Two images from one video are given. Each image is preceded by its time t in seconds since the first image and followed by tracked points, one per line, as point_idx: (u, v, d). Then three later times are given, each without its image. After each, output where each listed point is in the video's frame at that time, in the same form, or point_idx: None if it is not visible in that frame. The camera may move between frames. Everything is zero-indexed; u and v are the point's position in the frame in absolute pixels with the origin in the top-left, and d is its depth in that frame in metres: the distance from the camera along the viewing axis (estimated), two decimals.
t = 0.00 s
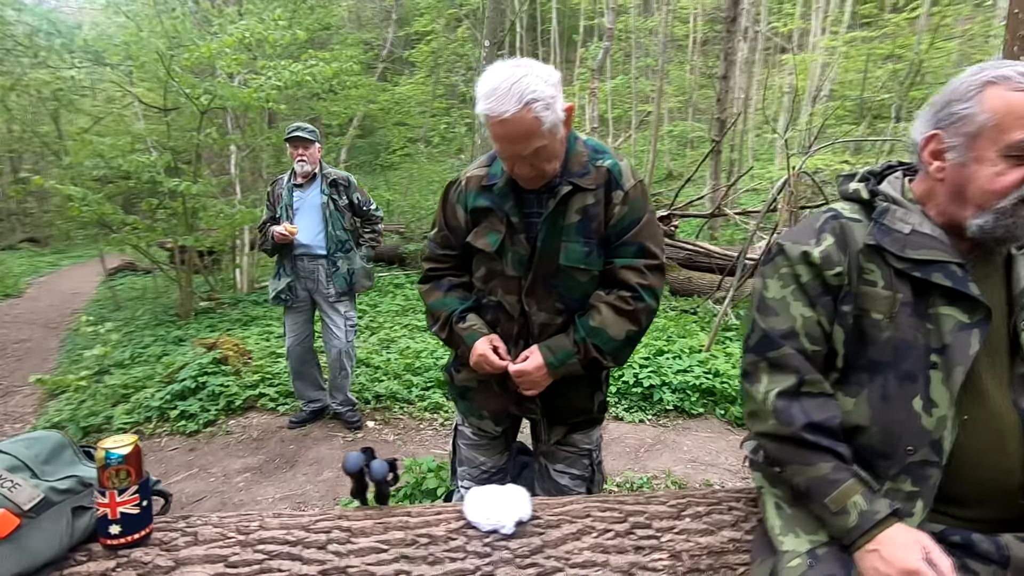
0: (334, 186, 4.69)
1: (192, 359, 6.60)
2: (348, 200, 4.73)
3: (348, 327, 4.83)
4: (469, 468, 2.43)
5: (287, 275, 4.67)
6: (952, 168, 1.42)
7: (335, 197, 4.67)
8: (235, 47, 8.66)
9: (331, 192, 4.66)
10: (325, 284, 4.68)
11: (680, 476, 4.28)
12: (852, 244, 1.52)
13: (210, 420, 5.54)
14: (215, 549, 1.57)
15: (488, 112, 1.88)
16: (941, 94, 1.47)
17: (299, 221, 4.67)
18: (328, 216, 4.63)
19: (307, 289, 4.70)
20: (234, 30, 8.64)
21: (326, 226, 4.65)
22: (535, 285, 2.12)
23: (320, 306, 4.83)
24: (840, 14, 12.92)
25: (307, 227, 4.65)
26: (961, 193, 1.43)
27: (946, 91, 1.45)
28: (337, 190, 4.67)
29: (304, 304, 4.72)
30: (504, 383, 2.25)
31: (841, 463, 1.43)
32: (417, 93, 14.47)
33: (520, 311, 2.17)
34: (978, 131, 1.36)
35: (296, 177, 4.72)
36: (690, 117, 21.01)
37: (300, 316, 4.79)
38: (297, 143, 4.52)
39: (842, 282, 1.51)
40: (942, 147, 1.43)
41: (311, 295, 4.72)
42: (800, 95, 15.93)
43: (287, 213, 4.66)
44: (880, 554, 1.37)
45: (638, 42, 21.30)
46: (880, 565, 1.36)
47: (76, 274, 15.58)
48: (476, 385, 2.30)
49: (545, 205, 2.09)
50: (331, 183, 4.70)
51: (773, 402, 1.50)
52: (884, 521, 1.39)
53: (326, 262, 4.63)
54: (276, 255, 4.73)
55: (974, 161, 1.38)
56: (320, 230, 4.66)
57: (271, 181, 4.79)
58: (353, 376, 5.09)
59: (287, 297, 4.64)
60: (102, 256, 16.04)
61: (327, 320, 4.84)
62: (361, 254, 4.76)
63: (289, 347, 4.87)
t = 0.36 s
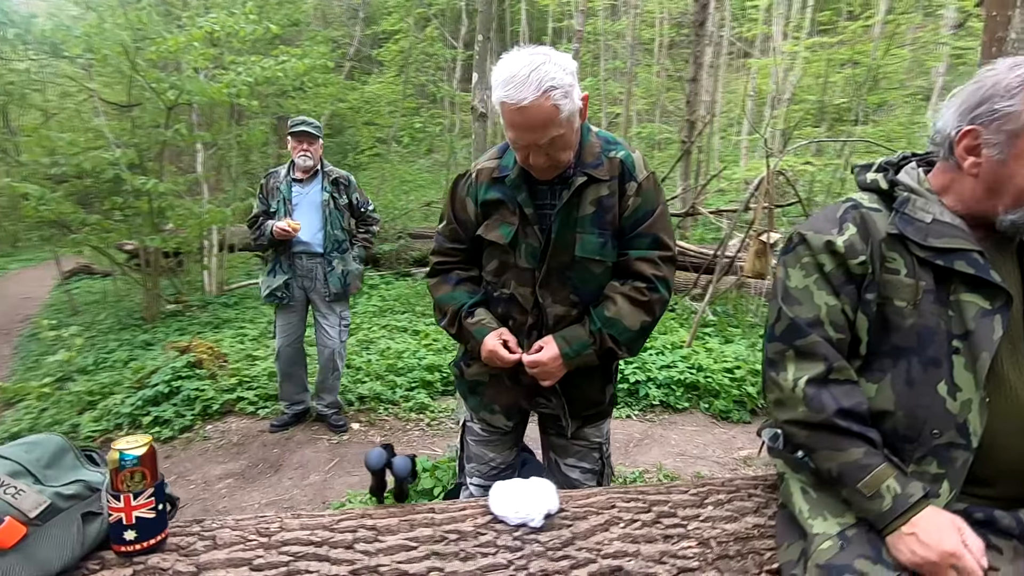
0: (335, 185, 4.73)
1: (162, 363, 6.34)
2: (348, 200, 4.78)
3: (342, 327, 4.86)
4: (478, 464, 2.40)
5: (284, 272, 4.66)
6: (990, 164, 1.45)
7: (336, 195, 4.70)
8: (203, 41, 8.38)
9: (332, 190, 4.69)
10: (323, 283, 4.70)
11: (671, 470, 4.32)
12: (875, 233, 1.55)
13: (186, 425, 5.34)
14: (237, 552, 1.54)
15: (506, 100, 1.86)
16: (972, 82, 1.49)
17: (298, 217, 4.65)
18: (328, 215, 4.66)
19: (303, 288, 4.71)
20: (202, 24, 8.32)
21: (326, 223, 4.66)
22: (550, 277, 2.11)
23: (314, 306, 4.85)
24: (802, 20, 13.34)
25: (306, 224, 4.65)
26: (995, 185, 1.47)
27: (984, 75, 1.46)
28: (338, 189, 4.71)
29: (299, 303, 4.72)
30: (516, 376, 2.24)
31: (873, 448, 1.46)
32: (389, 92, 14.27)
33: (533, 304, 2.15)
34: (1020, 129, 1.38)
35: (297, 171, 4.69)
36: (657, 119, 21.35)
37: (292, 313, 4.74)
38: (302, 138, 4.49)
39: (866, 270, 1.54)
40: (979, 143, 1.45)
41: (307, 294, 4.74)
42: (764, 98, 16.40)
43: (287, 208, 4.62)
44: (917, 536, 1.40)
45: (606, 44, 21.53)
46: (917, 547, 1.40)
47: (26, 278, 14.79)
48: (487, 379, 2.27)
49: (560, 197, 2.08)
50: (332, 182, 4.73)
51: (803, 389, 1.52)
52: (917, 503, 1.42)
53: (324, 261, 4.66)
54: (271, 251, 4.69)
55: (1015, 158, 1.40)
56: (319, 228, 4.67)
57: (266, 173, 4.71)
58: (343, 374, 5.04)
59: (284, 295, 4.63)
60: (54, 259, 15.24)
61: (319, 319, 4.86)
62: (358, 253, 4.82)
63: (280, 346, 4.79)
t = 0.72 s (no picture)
0: (326, 178, 4.62)
1: (124, 360, 6.03)
2: (338, 193, 4.69)
3: (327, 318, 4.80)
4: (472, 459, 2.33)
5: (269, 263, 4.51)
6: (1012, 153, 1.43)
7: (327, 189, 4.60)
8: (165, 23, 7.99)
9: (324, 184, 4.60)
10: (311, 277, 4.61)
11: (655, 461, 4.31)
12: (888, 220, 1.52)
13: (151, 425, 5.09)
14: (226, 562, 1.44)
15: (507, 85, 1.78)
16: (992, 67, 1.47)
17: (288, 210, 4.53)
18: (319, 209, 4.56)
19: (289, 279, 4.57)
20: (163, 4, 7.92)
21: (316, 218, 4.56)
22: (549, 265, 2.04)
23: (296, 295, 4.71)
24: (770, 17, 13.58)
25: (296, 217, 4.53)
26: (1012, 171, 1.46)
27: (1005, 62, 1.44)
28: (330, 184, 4.62)
29: (282, 292, 4.57)
30: (513, 368, 2.16)
31: (889, 435, 1.44)
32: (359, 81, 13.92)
33: (531, 294, 2.08)
34: None
35: (286, 161, 4.54)
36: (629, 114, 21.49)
37: (270, 300, 4.53)
38: (297, 129, 4.36)
39: (880, 257, 1.51)
40: (1001, 131, 1.42)
41: (292, 285, 4.60)
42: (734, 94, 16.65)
43: (276, 199, 4.47)
44: (939, 527, 1.39)
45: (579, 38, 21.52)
46: (940, 539, 1.38)
47: None
48: (484, 372, 2.19)
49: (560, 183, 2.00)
50: (323, 175, 4.62)
51: (818, 378, 1.48)
52: (938, 489, 1.41)
53: (314, 255, 4.58)
54: (255, 241, 4.51)
55: None
56: (309, 222, 4.56)
57: (252, 157, 4.48)
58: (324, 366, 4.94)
59: (266, 285, 4.48)
60: None
61: (301, 310, 4.72)
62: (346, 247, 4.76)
63: (250, 330, 4.52)
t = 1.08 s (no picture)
0: (299, 164, 4.38)
1: (77, 358, 5.64)
2: (312, 180, 4.45)
3: (299, 314, 4.51)
4: (459, 471, 2.14)
5: (240, 256, 4.21)
6: None
7: (300, 176, 4.35)
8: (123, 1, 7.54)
9: (297, 171, 4.35)
10: (286, 269, 4.33)
11: (644, 461, 4.17)
12: (927, 214, 1.38)
13: (107, 428, 4.75)
14: None
15: (508, 62, 1.60)
16: None
17: (261, 198, 4.25)
18: (294, 197, 4.31)
19: (262, 272, 4.28)
20: None
21: (290, 207, 4.31)
22: (548, 259, 1.85)
23: (267, 292, 4.42)
24: (746, 14, 13.65)
25: (270, 206, 4.26)
26: None
27: None
28: (303, 170, 4.37)
29: (254, 289, 4.25)
30: (507, 373, 1.98)
31: (960, 434, 1.30)
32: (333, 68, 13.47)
33: (529, 291, 1.89)
34: None
35: (255, 147, 4.26)
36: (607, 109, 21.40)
37: (244, 298, 4.23)
38: (269, 112, 4.11)
39: (921, 254, 1.37)
40: None
41: (266, 279, 4.30)
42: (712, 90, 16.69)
43: (247, 186, 4.19)
44: None
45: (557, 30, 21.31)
46: None
47: None
48: (476, 377, 2.00)
49: (561, 169, 1.82)
50: (296, 161, 4.37)
51: (871, 384, 1.32)
52: None
53: (290, 246, 4.32)
54: (224, 234, 4.20)
55: None
56: (283, 211, 4.30)
57: (217, 143, 4.17)
58: (296, 366, 4.69)
59: (238, 280, 4.17)
60: None
61: (272, 306, 4.41)
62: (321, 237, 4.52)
63: (227, 336, 4.20)
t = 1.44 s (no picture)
0: (281, 155, 4.11)
1: (39, 362, 5.30)
2: (294, 172, 4.19)
3: (280, 316, 4.26)
4: (456, 497, 1.93)
5: (219, 253, 3.95)
6: None
7: (283, 167, 4.09)
8: None
9: (280, 162, 4.08)
10: (267, 266, 4.06)
11: (642, 470, 3.99)
12: (1003, 218, 1.28)
13: (70, 438, 4.44)
14: None
15: (516, 40, 1.40)
16: None
17: (242, 190, 3.98)
18: (276, 190, 4.04)
19: (242, 270, 4.02)
20: None
21: (273, 200, 4.04)
22: (559, 265, 1.66)
23: (246, 291, 4.15)
24: (733, 11, 13.59)
25: (251, 199, 3.99)
26: None
27: None
28: (285, 161, 4.10)
29: (234, 288, 4.00)
30: (512, 390, 1.79)
31: None
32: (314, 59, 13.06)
33: (538, 301, 1.70)
34: None
35: (235, 137, 3.98)
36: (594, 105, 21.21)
37: (223, 300, 3.99)
38: (249, 99, 3.83)
39: (999, 266, 1.27)
40: None
41: (245, 277, 4.03)
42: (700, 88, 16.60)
43: (227, 177, 3.92)
44: None
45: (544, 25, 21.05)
46: None
47: None
48: (477, 394, 1.80)
49: (574, 164, 1.63)
50: (278, 152, 4.10)
51: (950, 428, 1.21)
52: None
53: (272, 242, 4.04)
54: (200, 229, 3.93)
55: None
56: (266, 204, 4.03)
57: (192, 132, 3.85)
58: (276, 371, 4.41)
59: (218, 279, 3.92)
60: None
61: (251, 308, 4.15)
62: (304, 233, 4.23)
63: (201, 341, 3.94)
